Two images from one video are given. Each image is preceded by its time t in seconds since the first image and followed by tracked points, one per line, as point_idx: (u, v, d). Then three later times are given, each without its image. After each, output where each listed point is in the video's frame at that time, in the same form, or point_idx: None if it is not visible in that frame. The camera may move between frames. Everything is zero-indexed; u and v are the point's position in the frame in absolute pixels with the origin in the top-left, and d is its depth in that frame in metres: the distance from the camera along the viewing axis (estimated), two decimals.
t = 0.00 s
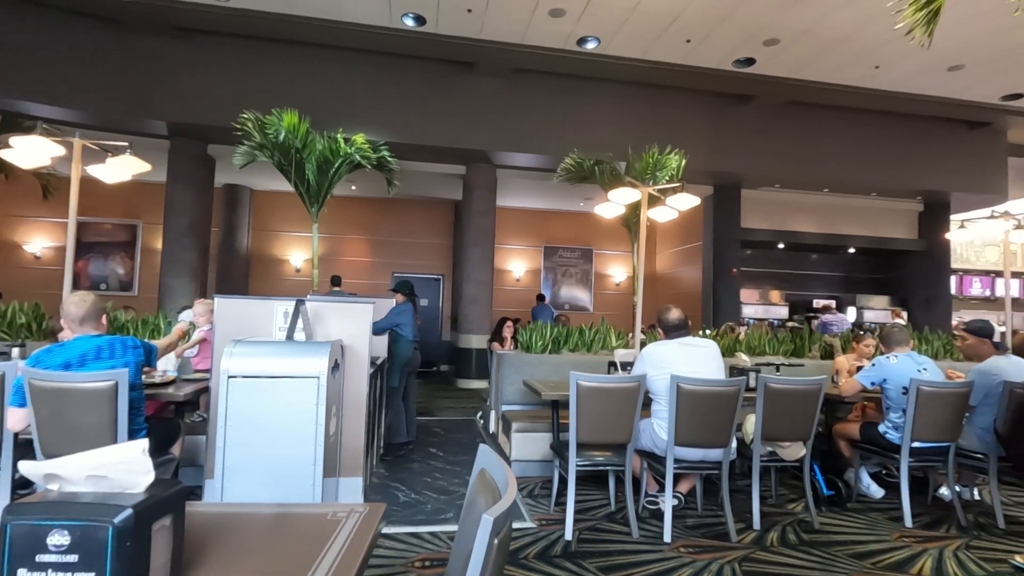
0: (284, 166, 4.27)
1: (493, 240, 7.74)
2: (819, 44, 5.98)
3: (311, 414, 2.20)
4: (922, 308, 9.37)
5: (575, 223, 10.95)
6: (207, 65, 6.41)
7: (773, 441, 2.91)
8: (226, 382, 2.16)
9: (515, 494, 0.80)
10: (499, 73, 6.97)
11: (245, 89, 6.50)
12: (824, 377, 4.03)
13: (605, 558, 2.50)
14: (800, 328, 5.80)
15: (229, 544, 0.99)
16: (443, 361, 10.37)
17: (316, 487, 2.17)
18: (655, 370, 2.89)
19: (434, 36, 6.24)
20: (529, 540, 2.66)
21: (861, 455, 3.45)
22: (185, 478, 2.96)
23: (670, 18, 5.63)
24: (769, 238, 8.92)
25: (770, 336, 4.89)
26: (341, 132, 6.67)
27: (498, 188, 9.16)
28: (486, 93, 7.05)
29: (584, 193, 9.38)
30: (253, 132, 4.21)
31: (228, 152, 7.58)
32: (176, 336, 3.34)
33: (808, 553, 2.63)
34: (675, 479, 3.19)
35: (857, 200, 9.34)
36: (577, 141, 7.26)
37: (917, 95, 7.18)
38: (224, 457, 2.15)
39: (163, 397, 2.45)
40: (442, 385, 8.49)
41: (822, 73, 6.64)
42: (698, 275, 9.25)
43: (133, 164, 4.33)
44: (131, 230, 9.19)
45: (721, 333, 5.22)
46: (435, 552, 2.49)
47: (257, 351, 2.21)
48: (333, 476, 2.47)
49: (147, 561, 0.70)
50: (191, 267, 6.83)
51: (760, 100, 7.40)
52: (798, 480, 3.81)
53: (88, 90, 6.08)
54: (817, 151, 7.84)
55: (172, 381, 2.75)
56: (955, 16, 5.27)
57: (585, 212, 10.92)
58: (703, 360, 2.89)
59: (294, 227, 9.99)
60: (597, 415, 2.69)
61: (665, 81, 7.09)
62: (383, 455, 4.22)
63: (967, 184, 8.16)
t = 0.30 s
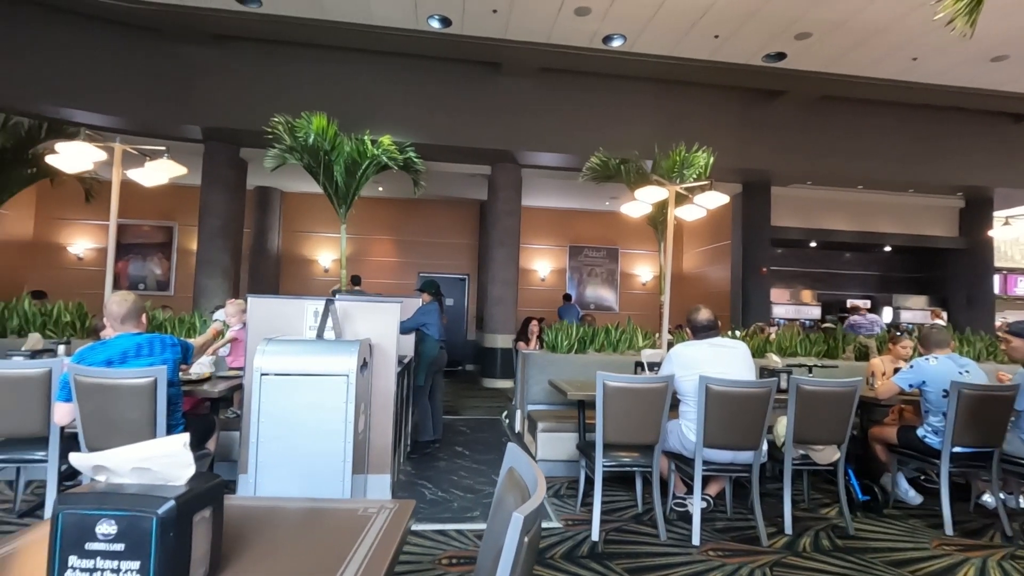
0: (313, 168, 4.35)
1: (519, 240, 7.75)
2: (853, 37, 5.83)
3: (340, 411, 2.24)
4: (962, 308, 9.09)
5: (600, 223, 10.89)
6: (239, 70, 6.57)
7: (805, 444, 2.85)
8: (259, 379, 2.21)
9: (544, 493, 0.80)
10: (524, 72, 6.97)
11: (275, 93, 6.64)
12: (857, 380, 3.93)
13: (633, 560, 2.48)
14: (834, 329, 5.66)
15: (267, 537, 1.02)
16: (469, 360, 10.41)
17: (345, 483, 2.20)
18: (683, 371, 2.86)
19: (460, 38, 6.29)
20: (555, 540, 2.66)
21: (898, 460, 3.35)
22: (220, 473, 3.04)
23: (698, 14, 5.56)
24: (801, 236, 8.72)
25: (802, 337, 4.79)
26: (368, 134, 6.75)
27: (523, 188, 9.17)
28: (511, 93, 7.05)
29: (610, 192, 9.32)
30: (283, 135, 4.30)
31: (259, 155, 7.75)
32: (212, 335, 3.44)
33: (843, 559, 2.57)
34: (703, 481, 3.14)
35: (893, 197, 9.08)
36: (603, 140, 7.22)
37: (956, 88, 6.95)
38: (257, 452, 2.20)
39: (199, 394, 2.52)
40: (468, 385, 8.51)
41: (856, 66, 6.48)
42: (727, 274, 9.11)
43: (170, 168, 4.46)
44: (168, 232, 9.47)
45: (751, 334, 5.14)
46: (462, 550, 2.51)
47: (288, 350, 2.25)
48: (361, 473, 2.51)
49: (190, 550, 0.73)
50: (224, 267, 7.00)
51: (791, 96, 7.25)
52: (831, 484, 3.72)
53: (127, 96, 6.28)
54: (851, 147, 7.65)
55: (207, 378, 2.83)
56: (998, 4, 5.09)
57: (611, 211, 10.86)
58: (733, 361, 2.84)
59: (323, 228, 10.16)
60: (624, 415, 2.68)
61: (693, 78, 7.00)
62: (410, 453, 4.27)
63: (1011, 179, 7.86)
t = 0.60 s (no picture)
0: (341, 169, 4.41)
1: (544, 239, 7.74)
2: (888, 28, 5.67)
3: (369, 409, 2.27)
4: (1005, 309, 8.74)
5: (626, 222, 10.81)
6: (270, 75, 6.70)
7: (839, 447, 2.79)
8: (291, 376, 2.26)
9: (574, 492, 0.81)
10: (549, 71, 6.96)
11: (305, 96, 6.76)
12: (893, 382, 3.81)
13: (660, 561, 2.46)
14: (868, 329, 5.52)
15: (302, 530, 1.04)
16: (493, 360, 10.43)
17: (374, 480, 2.23)
18: (711, 371, 2.82)
19: (485, 38, 6.31)
20: (582, 540, 2.65)
21: (937, 464, 3.25)
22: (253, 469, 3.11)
23: (726, 8, 5.48)
24: (833, 234, 8.52)
25: (835, 337, 4.68)
26: (394, 135, 6.82)
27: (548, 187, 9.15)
28: (536, 92, 7.05)
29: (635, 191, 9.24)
30: (312, 137, 4.37)
31: (289, 157, 7.90)
32: (245, 333, 3.52)
33: (878, 565, 2.50)
34: (732, 483, 3.10)
35: (931, 193, 8.80)
36: (629, 138, 7.16)
37: (998, 79, 6.70)
38: (289, 448, 2.25)
39: (234, 391, 2.59)
40: (493, 384, 8.53)
41: (891, 58, 6.30)
42: (756, 273, 8.95)
43: (205, 171, 4.58)
44: (202, 232, 9.72)
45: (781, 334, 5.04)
46: (489, 548, 2.52)
47: (319, 348, 2.30)
48: (389, 470, 2.54)
49: (231, 540, 0.76)
50: (256, 267, 7.15)
51: (822, 90, 7.09)
52: (866, 489, 3.63)
53: (163, 102, 6.47)
54: (886, 142, 7.44)
55: (241, 375, 2.90)
56: None
57: (637, 210, 10.77)
58: (763, 362, 2.80)
59: (351, 229, 10.30)
60: (651, 416, 2.65)
61: (721, 73, 6.89)
62: (437, 451, 4.30)
63: None
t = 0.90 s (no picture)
0: (368, 170, 4.47)
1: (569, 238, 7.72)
2: (924, 19, 5.51)
3: (398, 407, 2.30)
4: None
5: (651, 221, 10.71)
6: (299, 78, 6.82)
7: (875, 450, 2.72)
8: (322, 374, 2.30)
9: (608, 491, 0.81)
10: (574, 70, 6.93)
11: (332, 98, 6.86)
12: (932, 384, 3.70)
13: (689, 563, 2.44)
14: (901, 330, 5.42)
15: (338, 524, 1.06)
16: (518, 359, 10.44)
17: (403, 477, 2.26)
18: (741, 372, 2.79)
19: (510, 38, 6.32)
20: (609, 540, 2.64)
21: (979, 470, 3.15)
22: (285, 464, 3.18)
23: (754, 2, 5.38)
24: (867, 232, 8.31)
25: (870, 337, 4.56)
26: (420, 135, 6.88)
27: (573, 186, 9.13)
28: (561, 91, 7.03)
29: (661, 189, 9.15)
30: (340, 139, 4.45)
31: (317, 159, 8.03)
32: (277, 332, 3.60)
33: (917, 573, 2.43)
34: (763, 486, 3.05)
35: (970, 189, 8.51)
36: (655, 136, 7.09)
37: None
38: (321, 444, 2.30)
39: (267, 388, 2.65)
40: (518, 383, 8.53)
41: (928, 50, 6.11)
42: (786, 272, 8.78)
43: (237, 173, 4.69)
44: (234, 233, 9.96)
45: (813, 334, 4.94)
46: (516, 546, 2.53)
47: (350, 346, 2.34)
48: (418, 467, 2.57)
49: (275, 531, 0.78)
50: (285, 267, 7.29)
51: (856, 84, 6.91)
52: (902, 493, 3.53)
53: (197, 106, 6.64)
54: (922, 136, 7.21)
55: (274, 373, 2.97)
56: None
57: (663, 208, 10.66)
58: (795, 363, 2.75)
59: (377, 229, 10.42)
60: (679, 416, 2.63)
61: (749, 69, 6.78)
62: (463, 449, 4.33)
63: None
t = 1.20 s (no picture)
0: (380, 170, 4.49)
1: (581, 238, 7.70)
2: (943, 15, 5.43)
3: (412, 406, 2.31)
4: None
5: (664, 220, 10.66)
6: (312, 79, 6.88)
7: (892, 452, 2.69)
8: (337, 373, 2.32)
9: (624, 492, 0.80)
10: (586, 69, 6.92)
11: (345, 100, 6.91)
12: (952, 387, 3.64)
13: (702, 564, 2.43)
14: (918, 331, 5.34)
15: (356, 521, 1.07)
16: (529, 358, 10.43)
17: (416, 476, 2.26)
18: (756, 372, 2.77)
19: (522, 37, 6.32)
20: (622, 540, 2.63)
21: (999, 472, 3.09)
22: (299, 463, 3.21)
23: None
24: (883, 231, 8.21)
25: (887, 338, 4.52)
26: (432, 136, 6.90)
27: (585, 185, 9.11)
28: (573, 90, 7.02)
29: (673, 188, 9.11)
30: (353, 140, 4.47)
31: (330, 160, 8.09)
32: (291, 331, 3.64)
33: None
34: (778, 487, 3.03)
35: (989, 187, 8.38)
36: (667, 135, 7.05)
37: None
38: (335, 442, 2.31)
39: (282, 386, 2.68)
40: (529, 383, 8.53)
41: (946, 46, 6.02)
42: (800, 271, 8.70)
43: (252, 174, 4.74)
44: (248, 234, 10.06)
45: (828, 334, 4.90)
46: (529, 546, 2.54)
47: (363, 346, 2.36)
48: (431, 466, 2.58)
49: (294, 528, 0.80)
50: (299, 267, 7.35)
51: (872, 81, 6.83)
52: (920, 496, 3.49)
53: (212, 108, 6.72)
54: (940, 133, 7.10)
55: (289, 372, 3.00)
56: None
57: (675, 208, 10.60)
58: (811, 363, 2.72)
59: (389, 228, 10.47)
60: (693, 417, 2.62)
61: (763, 66, 6.72)
62: (475, 449, 4.35)
63: None
